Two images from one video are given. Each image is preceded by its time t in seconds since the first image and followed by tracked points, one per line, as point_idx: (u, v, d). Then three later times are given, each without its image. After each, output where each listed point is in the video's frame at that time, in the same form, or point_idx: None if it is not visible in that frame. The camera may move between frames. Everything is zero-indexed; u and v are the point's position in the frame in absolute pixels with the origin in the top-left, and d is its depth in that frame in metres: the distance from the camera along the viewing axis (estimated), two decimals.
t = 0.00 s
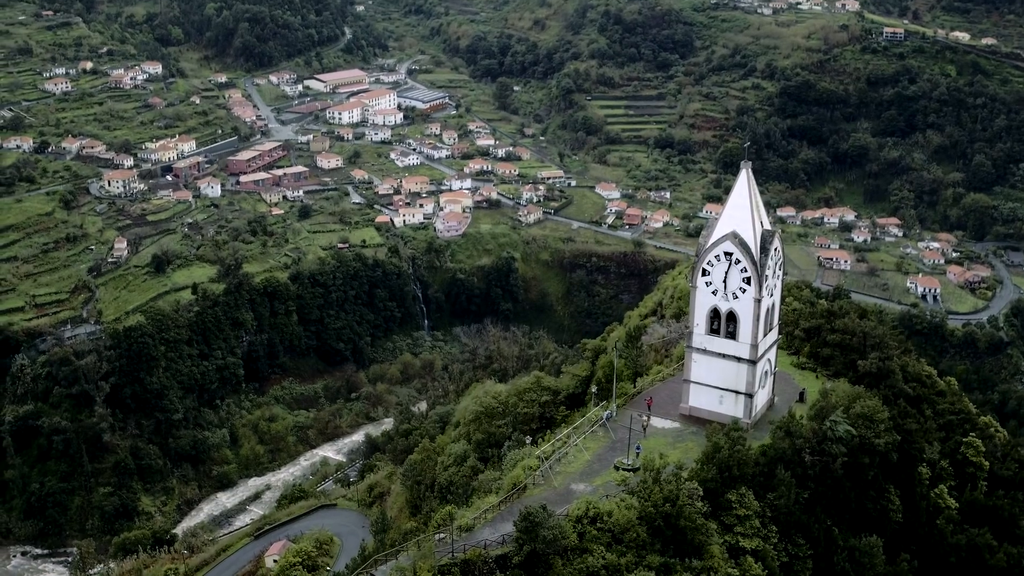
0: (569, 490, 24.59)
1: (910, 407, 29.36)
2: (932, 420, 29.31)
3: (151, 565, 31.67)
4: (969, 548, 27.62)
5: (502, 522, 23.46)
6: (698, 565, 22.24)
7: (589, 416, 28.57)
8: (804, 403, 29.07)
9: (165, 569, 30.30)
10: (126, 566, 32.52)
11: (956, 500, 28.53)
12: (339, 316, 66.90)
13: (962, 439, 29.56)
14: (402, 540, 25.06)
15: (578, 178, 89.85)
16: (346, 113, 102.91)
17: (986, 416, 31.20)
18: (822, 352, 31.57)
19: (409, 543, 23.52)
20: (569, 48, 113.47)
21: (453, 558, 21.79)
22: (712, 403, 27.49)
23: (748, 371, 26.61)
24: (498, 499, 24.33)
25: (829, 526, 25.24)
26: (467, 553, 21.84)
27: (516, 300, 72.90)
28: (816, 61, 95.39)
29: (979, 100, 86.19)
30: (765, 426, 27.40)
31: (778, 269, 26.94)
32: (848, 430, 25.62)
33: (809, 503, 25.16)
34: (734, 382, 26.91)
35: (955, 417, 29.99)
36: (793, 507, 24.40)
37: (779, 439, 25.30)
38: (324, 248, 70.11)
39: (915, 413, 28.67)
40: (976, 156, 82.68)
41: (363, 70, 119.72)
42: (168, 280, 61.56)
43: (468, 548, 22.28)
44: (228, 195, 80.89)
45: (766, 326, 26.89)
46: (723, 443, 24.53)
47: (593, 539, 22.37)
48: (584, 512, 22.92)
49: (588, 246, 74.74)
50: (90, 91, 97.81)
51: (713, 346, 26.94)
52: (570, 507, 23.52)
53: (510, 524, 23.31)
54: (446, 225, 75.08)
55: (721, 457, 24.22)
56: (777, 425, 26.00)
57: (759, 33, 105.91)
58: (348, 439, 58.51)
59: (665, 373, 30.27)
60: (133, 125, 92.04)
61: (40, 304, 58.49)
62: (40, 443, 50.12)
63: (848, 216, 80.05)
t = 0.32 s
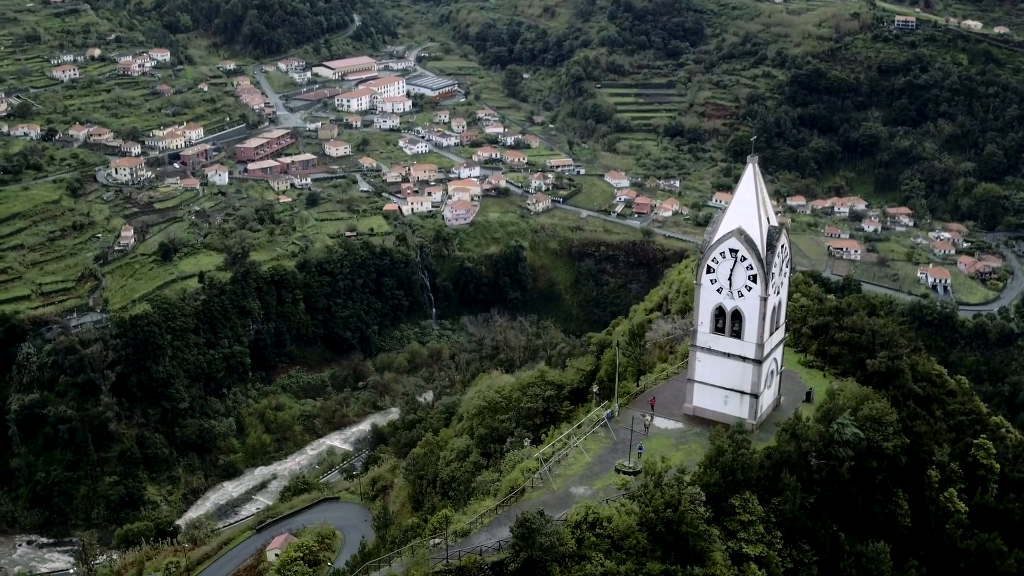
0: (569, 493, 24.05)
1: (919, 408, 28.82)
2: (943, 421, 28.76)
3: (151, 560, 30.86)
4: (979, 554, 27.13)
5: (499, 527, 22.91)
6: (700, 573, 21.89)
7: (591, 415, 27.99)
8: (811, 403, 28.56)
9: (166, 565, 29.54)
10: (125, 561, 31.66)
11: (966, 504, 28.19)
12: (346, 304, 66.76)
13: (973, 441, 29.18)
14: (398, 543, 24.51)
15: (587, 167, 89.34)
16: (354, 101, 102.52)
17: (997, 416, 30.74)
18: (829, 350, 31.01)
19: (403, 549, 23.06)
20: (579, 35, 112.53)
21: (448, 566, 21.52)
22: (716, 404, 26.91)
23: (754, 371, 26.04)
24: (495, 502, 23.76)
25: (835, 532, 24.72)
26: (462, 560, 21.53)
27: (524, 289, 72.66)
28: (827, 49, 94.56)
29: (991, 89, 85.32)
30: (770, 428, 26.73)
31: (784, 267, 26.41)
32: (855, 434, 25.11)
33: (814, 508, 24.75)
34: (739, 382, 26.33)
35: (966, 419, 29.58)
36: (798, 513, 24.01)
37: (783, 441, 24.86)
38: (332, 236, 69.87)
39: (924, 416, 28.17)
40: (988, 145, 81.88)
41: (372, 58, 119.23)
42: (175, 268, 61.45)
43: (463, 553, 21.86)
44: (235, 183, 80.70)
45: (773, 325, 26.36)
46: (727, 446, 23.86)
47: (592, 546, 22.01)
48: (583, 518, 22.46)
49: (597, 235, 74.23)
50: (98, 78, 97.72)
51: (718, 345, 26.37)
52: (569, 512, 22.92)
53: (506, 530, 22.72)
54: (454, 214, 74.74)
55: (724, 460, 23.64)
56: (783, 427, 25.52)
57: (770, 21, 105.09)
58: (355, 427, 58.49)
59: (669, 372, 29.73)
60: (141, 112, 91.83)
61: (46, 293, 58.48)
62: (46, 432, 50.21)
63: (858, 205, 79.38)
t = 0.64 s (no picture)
0: (568, 497, 23.57)
1: (929, 410, 28.40)
2: (953, 422, 28.22)
3: (154, 552, 30.62)
4: (989, 559, 26.70)
5: (496, 532, 22.42)
6: None
7: (593, 415, 27.48)
8: (818, 403, 28.21)
9: (168, 557, 29.27)
10: (128, 553, 31.45)
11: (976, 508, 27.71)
12: (354, 292, 66.59)
13: (984, 443, 28.68)
14: (393, 546, 23.96)
15: (597, 154, 88.80)
16: (364, 88, 102.10)
17: (1009, 417, 30.16)
18: (838, 348, 30.63)
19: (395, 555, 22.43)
20: (589, 23, 111.73)
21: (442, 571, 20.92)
22: (721, 404, 26.53)
23: (760, 371, 25.58)
24: (492, 506, 23.26)
25: (842, 537, 24.26)
26: (456, 566, 20.98)
27: (533, 278, 72.44)
28: (840, 37, 93.64)
29: (1004, 77, 84.32)
30: (776, 429, 26.42)
31: (792, 264, 25.82)
32: (863, 437, 24.48)
33: (820, 513, 24.13)
34: (745, 382, 25.91)
35: (978, 419, 29.07)
36: (804, 518, 23.43)
37: (787, 443, 24.49)
38: (340, 224, 69.58)
39: (935, 417, 27.69)
40: (1000, 135, 81.03)
41: (381, 44, 118.71)
42: (183, 256, 61.34)
43: (459, 559, 21.33)
44: (243, 170, 80.51)
45: (779, 324, 25.86)
46: (731, 449, 23.51)
47: (591, 552, 21.32)
48: (582, 523, 21.78)
49: (607, 223, 73.76)
50: (107, 65, 97.60)
51: (723, 344, 25.95)
52: (567, 516, 22.43)
53: (503, 535, 22.22)
54: (462, 202, 74.38)
55: (728, 465, 23.28)
56: (789, 428, 25.06)
57: (782, 9, 104.19)
58: (363, 416, 58.59)
59: (673, 371, 29.41)
60: (150, 99, 91.62)
61: (53, 280, 58.46)
62: (52, 420, 50.18)
63: (870, 194, 78.74)
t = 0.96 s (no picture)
0: (567, 501, 23.01)
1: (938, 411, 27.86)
2: (964, 424, 27.65)
3: (156, 544, 30.60)
4: (999, 565, 25.84)
5: (492, 537, 21.81)
6: None
7: (594, 415, 26.91)
8: (826, 404, 27.62)
9: (170, 549, 29.26)
10: (131, 544, 31.42)
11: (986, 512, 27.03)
12: (362, 281, 66.45)
13: (994, 446, 27.97)
14: (388, 550, 23.50)
15: (607, 142, 88.22)
16: (373, 75, 101.75)
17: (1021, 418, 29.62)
18: (846, 346, 30.15)
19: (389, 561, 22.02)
20: (601, 10, 111.06)
21: None
22: (725, 404, 25.91)
23: (765, 372, 24.95)
24: (489, 510, 22.73)
25: (848, 543, 23.66)
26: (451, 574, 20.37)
27: (542, 266, 72.19)
28: (852, 25, 92.61)
29: (1018, 66, 83.42)
30: (782, 431, 25.72)
31: (799, 262, 25.17)
32: (870, 441, 24.36)
33: (827, 518, 23.86)
34: (750, 383, 25.27)
35: (988, 421, 28.50)
36: (809, 524, 23.11)
37: (792, 446, 24.10)
38: (349, 212, 69.38)
39: (944, 418, 27.02)
40: (1013, 124, 80.17)
41: (391, 31, 118.24)
42: (191, 244, 61.26)
43: (454, 567, 20.80)
44: (252, 158, 80.33)
45: (786, 323, 25.21)
46: (734, 453, 22.87)
47: (590, 560, 20.64)
48: (580, 529, 21.21)
49: (616, 212, 73.25)
50: (116, 52, 97.57)
51: (728, 343, 25.31)
52: (565, 522, 21.80)
53: (498, 541, 21.62)
54: (472, 189, 74.05)
55: (731, 468, 22.68)
56: (795, 431, 24.65)
57: None
58: (371, 405, 58.62)
59: (677, 369, 28.91)
60: (158, 86, 91.44)
61: (61, 268, 58.44)
62: (59, 408, 50.16)
63: (881, 183, 78.08)
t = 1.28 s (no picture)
0: (564, 504, 22.68)
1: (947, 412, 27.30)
2: (974, 425, 27.31)
3: (158, 534, 30.60)
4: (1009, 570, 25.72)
5: (486, 542, 21.58)
6: None
7: (594, 415, 26.30)
8: (832, 404, 26.89)
9: (172, 540, 29.22)
10: (133, 535, 31.35)
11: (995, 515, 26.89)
12: (371, 268, 66.31)
13: (1005, 447, 27.75)
14: (385, 551, 23.27)
15: (618, 129, 87.59)
16: (383, 61, 101.34)
17: None
18: (854, 344, 29.32)
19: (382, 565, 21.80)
20: None
21: None
22: (729, 404, 25.27)
23: (770, 371, 24.27)
24: (484, 514, 22.41)
25: (853, 549, 23.30)
26: None
27: (551, 254, 71.92)
28: (865, 12, 91.09)
29: None
30: (787, 432, 25.08)
31: (806, 259, 24.41)
32: (877, 444, 23.50)
33: (831, 523, 23.19)
34: (754, 382, 24.61)
35: (999, 422, 28.19)
36: (813, 529, 22.35)
37: (796, 448, 23.28)
38: (357, 198, 69.16)
39: (953, 421, 26.49)
40: None
41: (401, 17, 117.68)
42: (199, 231, 61.14)
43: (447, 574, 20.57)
44: (261, 144, 80.08)
45: (792, 322, 24.50)
46: (736, 456, 22.11)
47: (585, 566, 20.35)
48: (577, 533, 20.78)
49: (626, 199, 72.73)
50: (125, 38, 97.44)
51: (732, 342, 24.65)
52: (563, 526, 21.49)
53: (492, 546, 21.36)
54: (481, 176, 73.77)
55: (733, 473, 21.98)
56: (800, 432, 23.89)
57: None
58: (377, 393, 58.51)
59: (679, 367, 28.11)
60: (167, 72, 91.18)
61: (68, 255, 58.39)
62: (65, 396, 50.17)
63: (893, 172, 77.38)
